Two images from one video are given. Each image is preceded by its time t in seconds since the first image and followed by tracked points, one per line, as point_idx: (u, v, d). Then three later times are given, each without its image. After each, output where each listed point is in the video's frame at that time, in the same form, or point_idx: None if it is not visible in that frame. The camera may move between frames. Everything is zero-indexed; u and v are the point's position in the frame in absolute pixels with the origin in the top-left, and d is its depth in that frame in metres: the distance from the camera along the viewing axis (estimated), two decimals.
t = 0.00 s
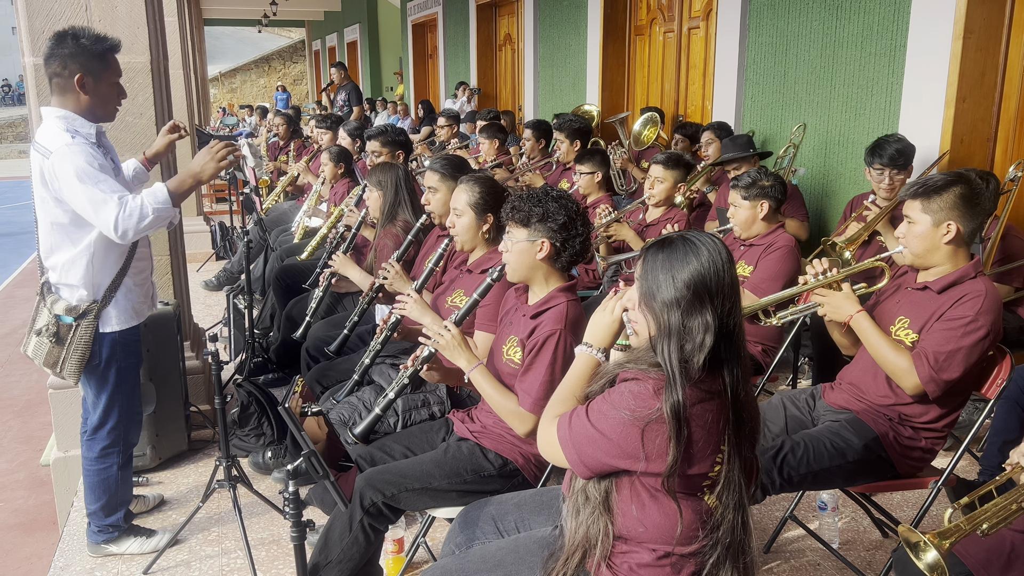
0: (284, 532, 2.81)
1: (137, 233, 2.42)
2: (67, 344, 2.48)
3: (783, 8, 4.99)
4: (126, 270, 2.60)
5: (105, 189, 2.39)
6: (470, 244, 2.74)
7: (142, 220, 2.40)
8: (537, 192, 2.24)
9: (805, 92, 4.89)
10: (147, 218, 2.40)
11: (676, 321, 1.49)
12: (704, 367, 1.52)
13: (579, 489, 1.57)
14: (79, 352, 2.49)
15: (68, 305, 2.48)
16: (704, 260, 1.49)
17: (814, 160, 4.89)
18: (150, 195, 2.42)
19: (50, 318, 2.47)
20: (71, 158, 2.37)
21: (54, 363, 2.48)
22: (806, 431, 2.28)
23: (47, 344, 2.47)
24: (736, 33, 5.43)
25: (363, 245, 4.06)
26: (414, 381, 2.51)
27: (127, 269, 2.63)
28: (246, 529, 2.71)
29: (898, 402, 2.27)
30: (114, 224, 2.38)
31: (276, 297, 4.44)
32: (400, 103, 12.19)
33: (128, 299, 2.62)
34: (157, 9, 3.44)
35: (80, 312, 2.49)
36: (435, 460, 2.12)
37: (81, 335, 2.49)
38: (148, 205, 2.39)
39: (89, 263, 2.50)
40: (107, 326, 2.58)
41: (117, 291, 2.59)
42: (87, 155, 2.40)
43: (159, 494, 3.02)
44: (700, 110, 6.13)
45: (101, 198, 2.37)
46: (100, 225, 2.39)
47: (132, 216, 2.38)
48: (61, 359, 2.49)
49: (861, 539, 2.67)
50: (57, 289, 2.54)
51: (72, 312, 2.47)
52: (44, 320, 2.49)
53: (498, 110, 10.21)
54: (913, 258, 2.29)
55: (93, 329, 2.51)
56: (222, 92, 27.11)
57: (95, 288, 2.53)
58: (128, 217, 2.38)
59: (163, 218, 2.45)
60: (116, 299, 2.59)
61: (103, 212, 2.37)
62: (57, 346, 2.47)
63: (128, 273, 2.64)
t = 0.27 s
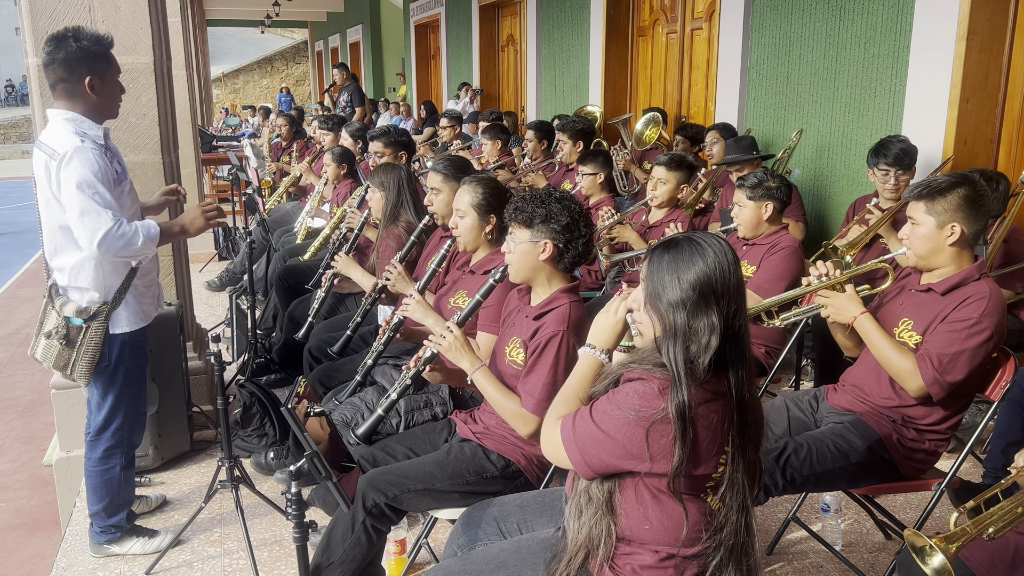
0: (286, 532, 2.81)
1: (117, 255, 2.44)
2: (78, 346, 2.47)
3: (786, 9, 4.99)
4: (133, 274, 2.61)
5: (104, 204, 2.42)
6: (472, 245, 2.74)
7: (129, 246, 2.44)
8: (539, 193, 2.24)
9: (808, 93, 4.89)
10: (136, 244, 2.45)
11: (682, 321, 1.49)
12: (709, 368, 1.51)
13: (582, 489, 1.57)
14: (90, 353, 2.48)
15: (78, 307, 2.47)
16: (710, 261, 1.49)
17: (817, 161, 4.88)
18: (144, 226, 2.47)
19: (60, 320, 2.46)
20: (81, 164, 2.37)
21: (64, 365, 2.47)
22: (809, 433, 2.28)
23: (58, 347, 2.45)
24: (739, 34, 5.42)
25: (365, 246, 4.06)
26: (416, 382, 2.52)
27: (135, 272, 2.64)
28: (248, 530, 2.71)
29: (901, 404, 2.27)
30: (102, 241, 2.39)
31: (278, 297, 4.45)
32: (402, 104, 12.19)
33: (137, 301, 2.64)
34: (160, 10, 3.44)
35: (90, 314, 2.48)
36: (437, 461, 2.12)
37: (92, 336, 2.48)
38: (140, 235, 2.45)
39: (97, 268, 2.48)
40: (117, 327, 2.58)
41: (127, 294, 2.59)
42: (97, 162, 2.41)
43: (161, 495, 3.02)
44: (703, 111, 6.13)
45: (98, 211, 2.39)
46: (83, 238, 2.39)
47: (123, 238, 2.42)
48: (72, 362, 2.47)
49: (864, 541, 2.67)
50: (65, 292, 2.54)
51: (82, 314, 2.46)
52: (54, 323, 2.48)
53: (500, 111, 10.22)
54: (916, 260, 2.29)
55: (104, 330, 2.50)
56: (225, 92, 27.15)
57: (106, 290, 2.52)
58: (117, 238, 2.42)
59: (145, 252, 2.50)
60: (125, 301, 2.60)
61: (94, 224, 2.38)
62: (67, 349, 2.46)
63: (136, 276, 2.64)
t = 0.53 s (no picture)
0: (288, 533, 2.81)
1: (151, 236, 2.42)
2: (79, 347, 2.48)
3: (789, 10, 4.99)
4: (135, 273, 2.61)
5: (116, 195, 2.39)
6: (474, 246, 2.74)
7: (156, 223, 2.41)
8: (542, 194, 2.24)
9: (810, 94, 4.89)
10: (159, 221, 2.41)
11: (686, 321, 1.49)
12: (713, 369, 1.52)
13: (585, 491, 1.56)
14: (92, 354, 2.49)
15: (81, 307, 2.48)
16: (716, 263, 1.49)
17: (820, 162, 4.88)
18: (156, 196, 2.42)
19: (62, 321, 2.47)
20: (82, 162, 2.37)
21: (66, 366, 2.47)
22: (812, 434, 2.27)
23: (57, 347, 2.46)
24: (741, 35, 5.42)
25: (367, 247, 4.07)
26: (418, 383, 2.52)
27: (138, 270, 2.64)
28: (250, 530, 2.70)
29: (903, 405, 2.27)
30: (127, 232, 2.38)
31: (280, 298, 4.45)
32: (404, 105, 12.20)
33: (139, 301, 2.64)
34: (163, 10, 3.45)
35: (92, 314, 2.49)
36: (439, 461, 2.12)
37: (94, 336, 2.49)
38: (158, 208, 2.40)
39: (103, 265, 2.51)
40: (119, 327, 2.59)
41: (129, 293, 2.60)
42: (96, 156, 2.39)
43: (163, 495, 3.03)
44: (705, 112, 6.13)
45: (114, 205, 2.37)
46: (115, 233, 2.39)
47: (144, 221, 2.39)
48: (73, 363, 2.47)
49: (866, 542, 2.67)
50: (66, 292, 2.54)
51: (84, 314, 2.47)
52: (56, 324, 2.48)
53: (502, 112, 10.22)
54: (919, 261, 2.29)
55: (106, 331, 2.51)
56: (227, 93, 27.18)
57: (109, 290, 2.54)
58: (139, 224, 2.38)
59: (174, 218, 2.46)
60: (127, 301, 2.60)
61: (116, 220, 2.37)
62: (69, 349, 2.47)
63: (137, 275, 2.65)
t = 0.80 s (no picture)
0: (288, 533, 2.81)
1: (130, 253, 2.45)
2: (82, 348, 2.48)
3: (789, 11, 4.99)
4: (136, 274, 2.62)
5: (109, 203, 2.42)
6: (475, 246, 2.74)
7: (140, 242, 2.45)
8: (542, 195, 2.24)
9: (810, 95, 4.89)
10: (145, 242, 2.46)
11: (688, 320, 1.49)
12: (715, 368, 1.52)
13: (585, 492, 1.56)
14: (94, 354, 2.49)
15: (83, 308, 2.48)
16: (719, 263, 1.49)
17: (820, 163, 4.88)
18: (150, 221, 2.49)
19: (63, 321, 2.47)
20: (82, 166, 2.38)
21: (68, 367, 2.47)
22: (812, 435, 2.27)
23: (60, 348, 2.45)
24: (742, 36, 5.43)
25: (368, 247, 4.07)
26: (418, 383, 2.52)
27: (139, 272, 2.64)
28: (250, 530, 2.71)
29: (904, 406, 2.27)
30: (113, 241, 2.40)
31: (281, 298, 4.45)
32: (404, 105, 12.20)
33: (140, 302, 2.64)
34: (163, 12, 3.45)
35: (94, 315, 2.49)
36: (439, 462, 2.12)
37: (97, 336, 2.49)
38: (149, 230, 2.46)
39: (101, 268, 2.50)
40: (121, 328, 2.58)
41: (130, 294, 2.60)
42: (98, 162, 2.41)
43: (164, 495, 3.03)
44: (705, 112, 6.13)
45: (105, 212, 2.39)
46: (93, 238, 2.39)
47: (132, 237, 2.43)
48: (75, 363, 2.47)
49: (866, 543, 2.67)
50: (69, 293, 2.55)
51: (86, 315, 2.47)
52: (58, 324, 2.48)
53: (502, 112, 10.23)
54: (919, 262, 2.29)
55: (108, 331, 2.52)
56: (228, 93, 27.18)
57: (111, 291, 2.54)
58: (127, 237, 2.42)
59: (156, 245, 2.52)
60: (129, 301, 2.61)
61: (102, 225, 2.38)
62: (72, 350, 2.47)
63: (138, 276, 2.65)
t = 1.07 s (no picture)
0: (286, 532, 2.81)
1: (137, 243, 2.43)
2: (77, 346, 2.48)
3: (786, 11, 5.00)
4: (132, 272, 2.61)
5: (107, 196, 2.40)
6: (472, 245, 2.74)
7: (143, 230, 2.41)
8: (539, 194, 2.24)
9: (807, 94, 4.90)
10: (146, 228, 2.42)
11: (684, 318, 1.50)
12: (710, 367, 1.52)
13: (582, 490, 1.57)
14: (90, 353, 2.48)
15: (78, 307, 2.48)
16: (716, 262, 1.49)
17: (817, 163, 4.89)
18: (149, 207, 2.43)
19: (59, 320, 2.47)
20: (78, 161, 2.37)
21: (63, 366, 2.47)
22: (808, 433, 2.28)
23: (55, 347, 2.46)
24: (739, 35, 5.43)
25: (365, 247, 4.07)
26: (416, 382, 2.52)
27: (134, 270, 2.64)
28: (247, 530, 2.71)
29: (900, 404, 2.27)
30: (114, 234, 2.38)
31: (278, 298, 4.45)
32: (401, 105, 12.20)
33: (135, 300, 2.65)
34: (160, 11, 3.45)
35: (89, 314, 2.49)
36: (436, 461, 2.13)
37: (92, 335, 2.49)
38: (148, 216, 2.41)
39: (98, 265, 2.50)
40: (116, 326, 2.59)
41: (125, 292, 2.60)
42: (94, 159, 2.41)
43: (161, 495, 3.03)
44: (703, 112, 6.13)
45: (102, 206, 2.38)
46: (100, 236, 2.39)
47: (132, 226, 2.39)
48: (71, 362, 2.48)
49: (862, 541, 2.67)
50: (63, 292, 2.55)
51: (81, 314, 2.47)
52: (53, 324, 2.49)
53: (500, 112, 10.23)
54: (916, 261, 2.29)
55: (103, 330, 2.51)
56: (225, 93, 27.15)
57: (106, 288, 2.54)
58: (127, 229, 2.39)
59: (162, 228, 2.47)
60: (124, 299, 2.61)
61: (102, 221, 2.38)
62: (66, 349, 2.47)
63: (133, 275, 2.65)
